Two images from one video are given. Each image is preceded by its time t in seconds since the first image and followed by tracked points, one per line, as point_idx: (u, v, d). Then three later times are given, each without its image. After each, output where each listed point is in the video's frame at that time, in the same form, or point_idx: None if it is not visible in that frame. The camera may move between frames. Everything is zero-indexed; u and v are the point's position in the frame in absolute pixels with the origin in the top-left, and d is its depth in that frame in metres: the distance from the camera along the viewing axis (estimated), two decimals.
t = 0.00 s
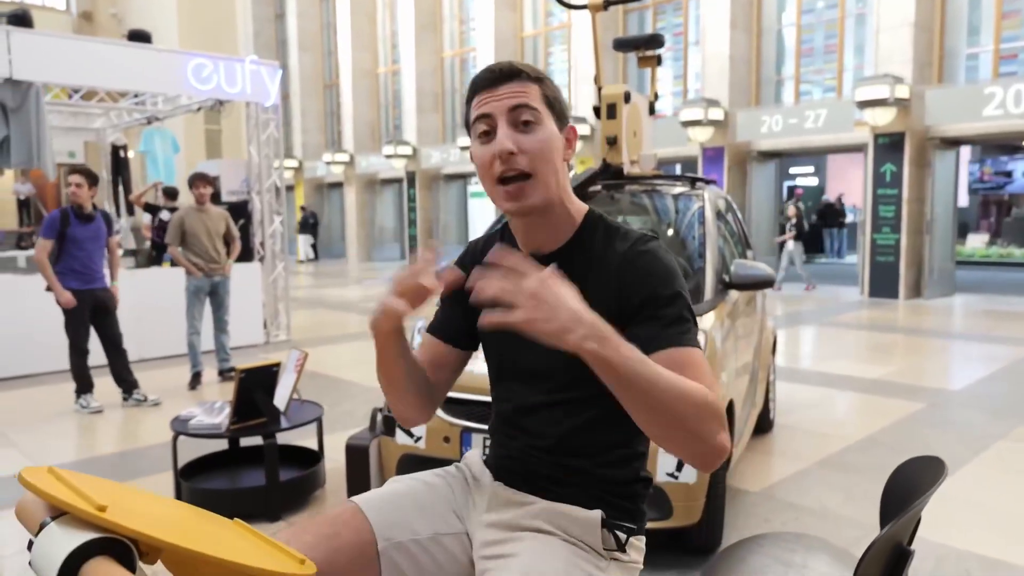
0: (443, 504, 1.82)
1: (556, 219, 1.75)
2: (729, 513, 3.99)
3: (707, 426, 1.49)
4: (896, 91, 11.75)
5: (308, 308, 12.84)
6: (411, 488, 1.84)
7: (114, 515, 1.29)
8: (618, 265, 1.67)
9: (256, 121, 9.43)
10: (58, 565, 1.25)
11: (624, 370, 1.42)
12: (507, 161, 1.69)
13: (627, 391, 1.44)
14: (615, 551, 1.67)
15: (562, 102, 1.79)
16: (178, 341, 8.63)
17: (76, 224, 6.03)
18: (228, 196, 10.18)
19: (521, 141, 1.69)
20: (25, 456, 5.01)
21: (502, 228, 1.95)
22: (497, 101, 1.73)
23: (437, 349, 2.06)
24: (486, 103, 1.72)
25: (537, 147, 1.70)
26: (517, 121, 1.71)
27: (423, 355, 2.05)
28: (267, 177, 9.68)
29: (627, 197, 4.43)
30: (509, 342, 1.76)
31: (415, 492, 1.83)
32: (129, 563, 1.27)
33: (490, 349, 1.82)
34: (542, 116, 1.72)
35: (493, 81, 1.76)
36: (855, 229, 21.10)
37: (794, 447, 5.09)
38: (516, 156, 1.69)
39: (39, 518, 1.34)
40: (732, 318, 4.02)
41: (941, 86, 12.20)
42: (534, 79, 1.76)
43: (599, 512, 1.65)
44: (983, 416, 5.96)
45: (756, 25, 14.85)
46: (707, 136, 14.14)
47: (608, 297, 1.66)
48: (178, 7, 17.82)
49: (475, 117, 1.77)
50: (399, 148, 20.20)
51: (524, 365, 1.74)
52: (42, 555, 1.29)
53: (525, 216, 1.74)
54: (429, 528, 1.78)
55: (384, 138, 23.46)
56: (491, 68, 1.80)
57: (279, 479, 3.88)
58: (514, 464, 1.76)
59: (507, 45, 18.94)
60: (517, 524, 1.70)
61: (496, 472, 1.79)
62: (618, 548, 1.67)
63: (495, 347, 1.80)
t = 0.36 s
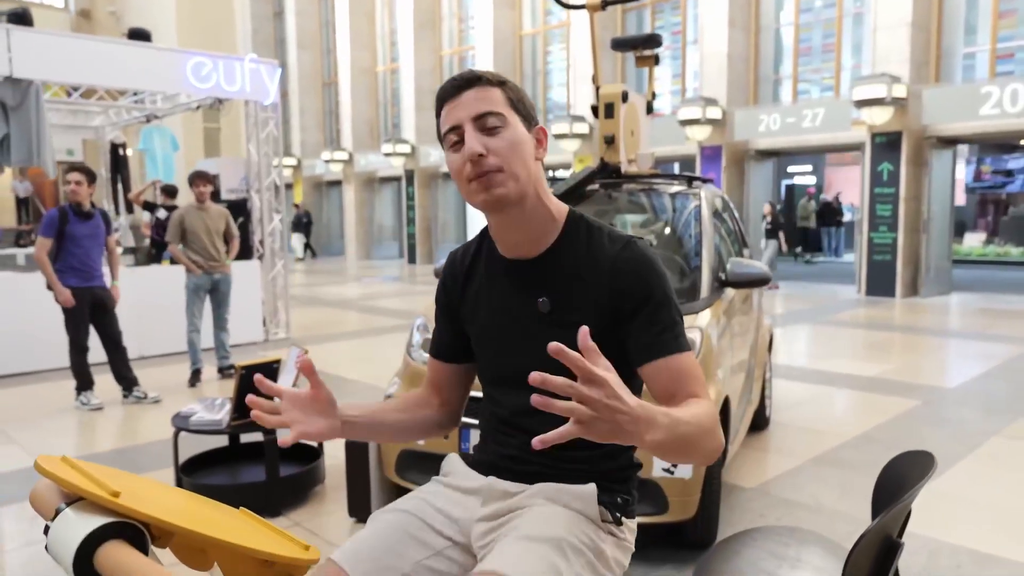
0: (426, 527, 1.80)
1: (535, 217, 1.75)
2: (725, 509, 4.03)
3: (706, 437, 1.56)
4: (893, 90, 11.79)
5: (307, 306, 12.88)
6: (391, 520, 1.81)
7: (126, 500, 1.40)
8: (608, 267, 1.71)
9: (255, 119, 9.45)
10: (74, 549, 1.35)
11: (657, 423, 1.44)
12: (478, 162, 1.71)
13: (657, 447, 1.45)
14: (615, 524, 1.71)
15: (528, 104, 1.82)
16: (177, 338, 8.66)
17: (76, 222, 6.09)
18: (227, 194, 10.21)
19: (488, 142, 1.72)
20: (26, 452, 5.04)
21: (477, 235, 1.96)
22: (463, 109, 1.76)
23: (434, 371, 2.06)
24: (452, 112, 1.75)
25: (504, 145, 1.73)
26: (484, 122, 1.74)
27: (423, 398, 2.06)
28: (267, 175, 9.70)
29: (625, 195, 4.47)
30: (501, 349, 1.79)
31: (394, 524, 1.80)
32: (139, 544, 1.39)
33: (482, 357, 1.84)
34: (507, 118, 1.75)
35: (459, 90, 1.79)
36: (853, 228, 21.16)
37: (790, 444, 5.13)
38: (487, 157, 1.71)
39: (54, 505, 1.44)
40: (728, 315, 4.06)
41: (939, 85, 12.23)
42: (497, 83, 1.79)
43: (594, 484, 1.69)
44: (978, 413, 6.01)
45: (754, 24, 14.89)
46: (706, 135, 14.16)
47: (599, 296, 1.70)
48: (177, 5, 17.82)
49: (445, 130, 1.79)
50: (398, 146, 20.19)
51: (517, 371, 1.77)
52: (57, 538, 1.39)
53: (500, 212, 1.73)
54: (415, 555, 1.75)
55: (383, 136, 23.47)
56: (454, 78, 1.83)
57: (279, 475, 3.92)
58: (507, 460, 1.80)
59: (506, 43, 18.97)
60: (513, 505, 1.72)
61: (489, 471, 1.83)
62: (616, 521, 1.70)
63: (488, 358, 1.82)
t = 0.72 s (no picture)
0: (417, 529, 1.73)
1: (542, 220, 1.79)
2: (722, 505, 4.06)
3: (682, 444, 1.58)
4: (891, 89, 11.80)
5: (306, 305, 12.91)
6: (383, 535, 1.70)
7: (137, 489, 1.45)
8: (612, 266, 1.75)
9: (254, 118, 9.47)
10: (87, 535, 1.39)
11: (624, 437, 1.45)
12: (491, 170, 1.73)
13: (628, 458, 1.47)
14: (614, 500, 1.74)
15: (534, 108, 1.84)
16: (176, 337, 8.69)
17: (78, 222, 6.11)
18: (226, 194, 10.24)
19: (500, 150, 1.74)
20: (28, 451, 5.07)
21: (477, 234, 1.98)
22: (473, 116, 1.76)
23: (433, 372, 2.08)
24: (463, 118, 1.75)
25: (516, 152, 1.75)
26: (495, 129, 1.75)
27: (425, 401, 2.07)
28: (266, 175, 9.73)
29: (622, 194, 4.50)
30: (503, 347, 1.81)
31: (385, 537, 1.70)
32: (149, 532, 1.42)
33: (482, 356, 1.87)
34: (518, 124, 1.77)
35: (467, 94, 1.79)
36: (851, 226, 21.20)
37: (787, 441, 5.17)
38: (500, 166, 1.73)
39: (64, 495, 1.48)
40: (725, 313, 4.09)
41: (936, 84, 12.27)
42: (505, 87, 1.80)
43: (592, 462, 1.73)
44: (973, 410, 6.05)
45: (752, 24, 14.93)
46: (704, 134, 14.19)
47: (601, 293, 1.73)
48: (175, 5, 17.84)
49: (453, 135, 1.80)
50: (397, 146, 20.20)
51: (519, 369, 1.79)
52: (68, 526, 1.42)
53: (509, 218, 1.76)
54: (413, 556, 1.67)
55: (382, 136, 23.48)
56: (461, 81, 1.83)
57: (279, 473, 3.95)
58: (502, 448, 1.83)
59: (504, 42, 18.99)
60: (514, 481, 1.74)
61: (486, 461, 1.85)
62: (616, 497, 1.74)
63: (488, 357, 1.85)
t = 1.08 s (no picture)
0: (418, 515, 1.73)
1: (553, 217, 1.80)
2: (722, 498, 4.09)
3: (689, 446, 1.64)
4: (895, 85, 11.78)
5: (311, 301, 12.95)
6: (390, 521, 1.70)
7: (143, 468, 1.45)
8: (619, 270, 1.77)
9: (258, 114, 9.51)
10: (93, 514, 1.39)
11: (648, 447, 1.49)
12: (505, 166, 1.73)
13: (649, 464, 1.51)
14: (604, 490, 1.77)
15: (551, 101, 1.82)
16: (181, 332, 8.73)
17: (92, 217, 6.15)
18: (231, 188, 10.28)
19: (516, 147, 1.74)
20: (34, 442, 5.12)
21: (486, 221, 1.99)
22: (492, 110, 1.74)
23: (438, 356, 2.09)
24: (481, 112, 1.73)
25: (531, 149, 1.75)
26: (512, 125, 1.74)
27: (430, 383, 2.10)
28: (270, 170, 9.76)
29: (624, 189, 4.53)
30: (506, 338, 1.84)
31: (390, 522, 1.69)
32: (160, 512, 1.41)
33: (485, 345, 1.90)
34: (535, 121, 1.76)
35: (484, 86, 1.77)
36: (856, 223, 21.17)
37: (787, 435, 5.19)
38: (515, 162, 1.73)
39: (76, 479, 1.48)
40: (725, 307, 4.12)
41: (939, 80, 12.25)
42: (523, 81, 1.77)
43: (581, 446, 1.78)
44: (974, 405, 6.07)
45: (756, 19, 14.90)
46: (707, 130, 14.18)
47: (608, 293, 1.76)
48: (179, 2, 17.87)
49: (468, 126, 1.79)
50: (400, 141, 20.19)
51: (521, 361, 1.82)
52: (79, 506, 1.42)
53: (521, 213, 1.77)
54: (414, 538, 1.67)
55: (385, 131, 23.52)
56: (479, 70, 1.80)
57: (283, 464, 3.99)
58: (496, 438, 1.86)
59: (508, 38, 18.99)
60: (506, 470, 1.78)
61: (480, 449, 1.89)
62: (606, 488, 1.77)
63: (492, 345, 1.87)
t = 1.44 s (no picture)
0: (423, 486, 1.89)
1: (547, 217, 1.84)
2: (719, 494, 4.12)
3: (615, 434, 1.68)
4: (897, 83, 11.78)
5: (314, 298, 13.01)
6: (386, 484, 1.88)
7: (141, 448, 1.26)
8: (604, 265, 1.79)
9: (261, 112, 9.55)
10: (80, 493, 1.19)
11: (540, 401, 1.60)
12: (502, 169, 1.77)
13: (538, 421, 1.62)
14: (585, 494, 1.81)
15: (553, 104, 1.85)
16: (184, 328, 8.78)
17: (114, 212, 6.23)
18: (234, 186, 10.33)
19: (514, 150, 1.77)
20: (39, 438, 5.18)
21: (490, 214, 2.03)
22: (491, 112, 1.78)
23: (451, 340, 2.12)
24: (483, 114, 1.77)
25: (529, 152, 1.78)
26: (512, 128, 1.77)
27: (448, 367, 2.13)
28: (273, 168, 9.81)
29: (624, 187, 4.57)
30: (500, 329, 1.89)
31: (386, 485, 1.88)
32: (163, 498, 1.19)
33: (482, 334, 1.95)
34: (535, 125, 1.78)
35: (488, 86, 1.80)
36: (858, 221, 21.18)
37: (785, 432, 5.22)
38: (512, 164, 1.76)
39: (82, 463, 1.26)
40: (722, 305, 4.15)
41: (941, 79, 12.25)
42: (527, 84, 1.80)
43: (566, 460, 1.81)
44: (973, 403, 6.10)
45: (758, 18, 14.90)
46: (709, 128, 14.17)
47: (591, 288, 1.79)
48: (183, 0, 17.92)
49: (470, 126, 1.82)
50: (403, 139, 20.18)
51: (512, 352, 1.87)
52: (83, 491, 1.21)
53: (517, 213, 1.82)
54: (409, 514, 1.83)
55: (388, 129, 23.55)
56: (483, 70, 1.83)
57: (284, 459, 4.04)
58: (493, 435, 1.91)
59: (510, 36, 19.02)
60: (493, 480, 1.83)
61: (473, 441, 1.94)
62: (587, 491, 1.79)
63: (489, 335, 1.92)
